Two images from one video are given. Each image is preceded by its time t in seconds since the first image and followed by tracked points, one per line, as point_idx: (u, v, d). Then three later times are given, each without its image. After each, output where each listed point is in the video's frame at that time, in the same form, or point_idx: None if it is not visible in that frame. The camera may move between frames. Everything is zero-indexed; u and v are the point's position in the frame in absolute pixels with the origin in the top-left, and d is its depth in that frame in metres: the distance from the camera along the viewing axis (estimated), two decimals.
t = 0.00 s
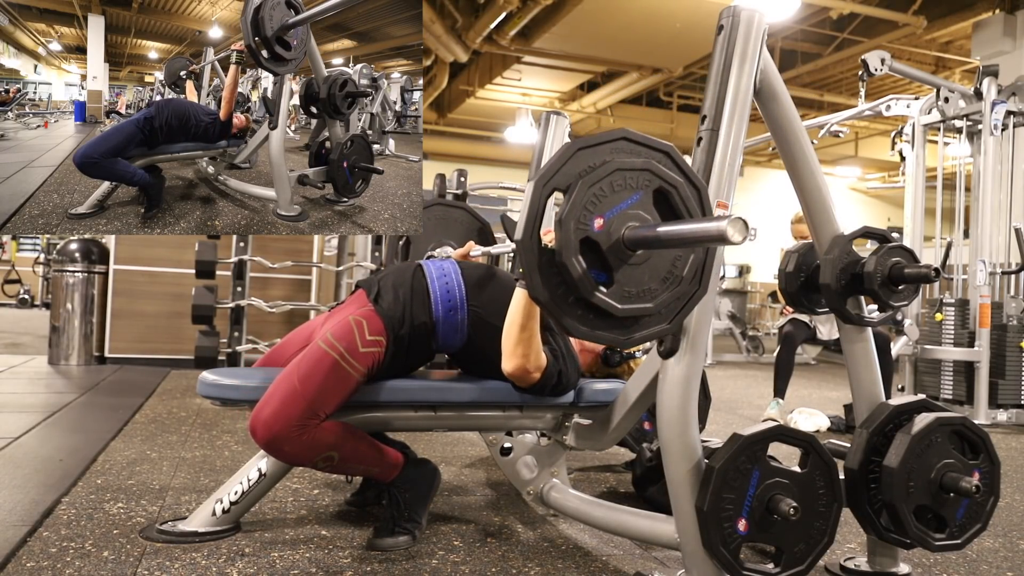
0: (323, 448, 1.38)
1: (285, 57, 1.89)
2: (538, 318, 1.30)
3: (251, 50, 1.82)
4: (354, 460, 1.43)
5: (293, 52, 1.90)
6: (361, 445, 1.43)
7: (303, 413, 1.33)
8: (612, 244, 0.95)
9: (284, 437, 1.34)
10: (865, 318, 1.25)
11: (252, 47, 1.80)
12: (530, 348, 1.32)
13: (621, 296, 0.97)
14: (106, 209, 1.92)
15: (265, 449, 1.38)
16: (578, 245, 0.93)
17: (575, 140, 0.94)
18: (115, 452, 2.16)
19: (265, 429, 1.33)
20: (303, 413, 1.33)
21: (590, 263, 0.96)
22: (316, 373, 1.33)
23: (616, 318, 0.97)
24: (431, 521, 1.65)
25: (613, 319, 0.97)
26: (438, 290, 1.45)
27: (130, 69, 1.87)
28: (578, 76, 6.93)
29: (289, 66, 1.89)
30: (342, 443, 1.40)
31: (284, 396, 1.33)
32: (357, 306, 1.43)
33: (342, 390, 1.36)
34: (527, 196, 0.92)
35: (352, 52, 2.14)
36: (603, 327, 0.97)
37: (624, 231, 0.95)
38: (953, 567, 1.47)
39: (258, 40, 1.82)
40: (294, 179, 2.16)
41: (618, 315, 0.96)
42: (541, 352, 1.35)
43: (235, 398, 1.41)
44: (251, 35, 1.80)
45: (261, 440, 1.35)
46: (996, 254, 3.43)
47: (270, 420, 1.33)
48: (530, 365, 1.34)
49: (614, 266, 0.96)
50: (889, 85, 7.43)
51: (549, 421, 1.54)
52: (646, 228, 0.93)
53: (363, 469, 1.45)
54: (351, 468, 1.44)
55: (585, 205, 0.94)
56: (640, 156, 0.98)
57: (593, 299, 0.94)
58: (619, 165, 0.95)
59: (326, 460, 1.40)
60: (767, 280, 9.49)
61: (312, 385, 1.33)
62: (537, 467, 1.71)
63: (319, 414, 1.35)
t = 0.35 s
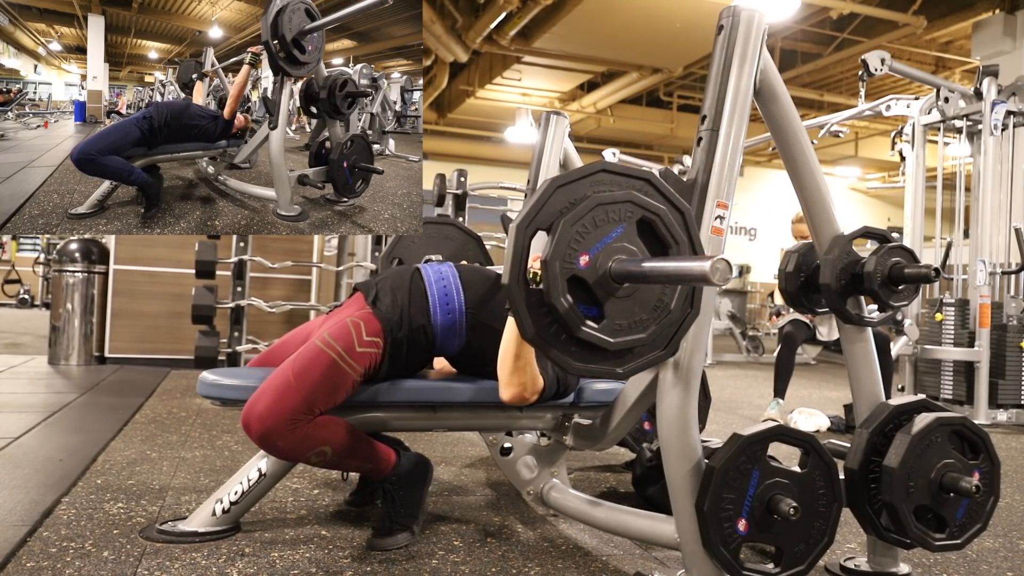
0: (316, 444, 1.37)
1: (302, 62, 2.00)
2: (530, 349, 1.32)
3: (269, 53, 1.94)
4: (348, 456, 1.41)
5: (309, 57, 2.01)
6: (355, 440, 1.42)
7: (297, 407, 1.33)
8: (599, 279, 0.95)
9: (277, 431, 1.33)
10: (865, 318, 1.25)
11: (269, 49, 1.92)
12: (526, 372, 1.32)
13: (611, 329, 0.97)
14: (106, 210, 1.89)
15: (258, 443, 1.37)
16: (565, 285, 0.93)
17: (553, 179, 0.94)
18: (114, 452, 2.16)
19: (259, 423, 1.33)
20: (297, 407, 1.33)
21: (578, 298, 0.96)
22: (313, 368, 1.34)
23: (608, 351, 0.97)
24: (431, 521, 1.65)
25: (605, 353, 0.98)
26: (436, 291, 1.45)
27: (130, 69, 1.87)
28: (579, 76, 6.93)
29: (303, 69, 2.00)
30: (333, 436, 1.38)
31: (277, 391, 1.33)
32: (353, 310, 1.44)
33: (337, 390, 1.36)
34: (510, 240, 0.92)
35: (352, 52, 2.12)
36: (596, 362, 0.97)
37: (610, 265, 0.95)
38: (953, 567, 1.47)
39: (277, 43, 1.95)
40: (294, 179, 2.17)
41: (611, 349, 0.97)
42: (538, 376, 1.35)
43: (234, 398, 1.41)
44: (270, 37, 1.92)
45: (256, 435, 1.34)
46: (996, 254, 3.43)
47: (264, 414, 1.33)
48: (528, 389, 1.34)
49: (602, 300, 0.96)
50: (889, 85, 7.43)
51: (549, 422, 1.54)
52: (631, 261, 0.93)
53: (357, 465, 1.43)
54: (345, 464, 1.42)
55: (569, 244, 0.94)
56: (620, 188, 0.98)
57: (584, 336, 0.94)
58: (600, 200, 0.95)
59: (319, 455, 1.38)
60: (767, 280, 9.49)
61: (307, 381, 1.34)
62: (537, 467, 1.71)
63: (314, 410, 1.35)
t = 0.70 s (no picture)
0: (312, 438, 1.36)
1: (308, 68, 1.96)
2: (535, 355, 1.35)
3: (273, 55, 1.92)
4: (344, 452, 1.39)
5: (314, 63, 1.97)
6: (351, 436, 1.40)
7: (294, 400, 1.33)
8: (599, 280, 0.95)
9: (273, 424, 1.33)
10: (865, 318, 1.25)
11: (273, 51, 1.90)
12: (536, 377, 1.34)
13: (613, 330, 0.97)
14: (106, 209, 1.91)
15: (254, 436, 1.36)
16: (565, 289, 0.93)
17: (547, 184, 0.94)
18: (114, 452, 2.16)
19: (255, 415, 1.33)
20: (295, 401, 1.33)
21: (579, 300, 0.96)
22: (312, 363, 1.34)
23: (612, 352, 0.97)
24: (431, 521, 1.65)
25: (609, 354, 0.98)
26: (436, 294, 1.45)
27: (130, 69, 1.87)
28: (579, 76, 6.93)
29: (308, 74, 1.95)
30: (330, 432, 1.37)
31: (274, 385, 1.33)
32: (350, 308, 1.43)
33: (335, 385, 1.35)
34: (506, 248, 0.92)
35: (351, 52, 2.13)
36: (600, 363, 0.97)
37: (609, 266, 0.95)
38: (954, 567, 1.47)
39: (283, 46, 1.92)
40: (294, 179, 2.16)
41: (614, 350, 0.97)
42: (547, 377, 1.36)
43: (234, 398, 1.41)
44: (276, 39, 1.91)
45: (251, 427, 1.34)
46: (996, 254, 3.43)
47: (260, 405, 1.32)
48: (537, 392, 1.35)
49: (603, 302, 0.96)
50: (889, 85, 7.43)
51: (549, 422, 1.54)
52: (630, 262, 0.93)
53: (353, 462, 1.41)
54: (340, 460, 1.40)
55: (566, 248, 0.93)
56: (615, 187, 0.98)
57: (587, 339, 0.94)
58: (594, 202, 0.95)
59: (314, 450, 1.37)
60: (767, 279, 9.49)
61: (305, 374, 1.33)
62: (537, 467, 1.71)
63: (311, 404, 1.35)
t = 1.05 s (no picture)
0: (310, 433, 1.34)
1: (303, 79, 1.99)
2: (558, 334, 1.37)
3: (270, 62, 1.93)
4: (342, 449, 1.38)
5: (309, 75, 1.99)
6: (349, 432, 1.38)
7: (294, 393, 1.32)
8: (612, 258, 0.95)
9: (272, 416, 1.31)
10: (865, 318, 1.25)
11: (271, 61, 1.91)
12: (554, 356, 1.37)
13: (631, 306, 0.98)
14: (106, 210, 1.91)
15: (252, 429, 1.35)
16: (580, 271, 0.94)
17: (551, 167, 0.94)
18: (115, 452, 2.16)
19: (255, 407, 1.32)
20: (295, 394, 1.32)
21: (593, 280, 0.97)
22: (313, 359, 1.33)
23: (632, 328, 0.98)
24: (430, 521, 1.65)
25: (629, 329, 0.98)
26: (438, 295, 1.45)
27: (130, 69, 1.87)
28: (579, 76, 6.93)
29: (303, 87, 1.99)
30: (329, 428, 1.36)
31: (273, 378, 1.32)
32: (352, 308, 1.43)
33: (336, 380, 1.35)
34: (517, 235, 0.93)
35: (352, 52, 2.12)
36: (622, 339, 0.98)
37: (621, 242, 0.95)
38: (954, 567, 1.47)
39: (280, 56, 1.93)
40: (294, 179, 2.16)
41: (634, 325, 0.98)
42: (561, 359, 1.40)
43: (234, 399, 1.41)
44: (274, 49, 1.91)
45: (249, 420, 1.33)
46: (996, 254, 3.43)
47: (260, 397, 1.31)
48: (555, 376, 1.40)
49: (619, 280, 0.97)
50: (889, 85, 7.43)
51: (549, 422, 1.54)
52: (642, 238, 0.93)
53: (350, 460, 1.40)
54: (338, 457, 1.39)
55: (577, 229, 0.94)
56: (619, 163, 0.98)
57: (606, 318, 0.95)
58: (600, 181, 0.95)
59: (311, 446, 1.36)
60: (767, 280, 9.49)
61: (306, 369, 1.33)
62: (537, 466, 1.71)
63: (311, 399, 1.34)
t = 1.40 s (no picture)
0: (311, 434, 1.34)
1: (303, 78, 1.98)
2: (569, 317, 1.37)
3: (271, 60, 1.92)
4: (342, 450, 1.38)
5: (309, 75, 1.99)
6: (349, 433, 1.38)
7: (294, 394, 1.32)
8: (621, 240, 0.96)
9: (273, 417, 1.31)
10: (865, 318, 1.25)
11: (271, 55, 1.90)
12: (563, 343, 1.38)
13: (644, 287, 0.99)
14: (107, 209, 1.94)
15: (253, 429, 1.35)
16: (592, 257, 0.95)
17: (554, 154, 0.94)
18: (114, 452, 2.16)
19: (256, 408, 1.32)
20: (295, 394, 1.32)
21: (605, 263, 0.98)
22: (314, 360, 1.33)
23: (646, 307, 0.99)
24: (430, 521, 1.65)
25: (644, 309, 1.00)
26: (440, 297, 1.46)
27: (130, 68, 1.91)
28: (578, 76, 6.93)
29: (303, 86, 1.98)
30: (329, 428, 1.36)
31: (273, 378, 1.32)
32: (353, 308, 1.43)
33: (336, 381, 1.35)
34: (526, 226, 0.94)
35: (351, 52, 2.15)
36: (638, 319, 0.99)
37: (630, 223, 0.96)
38: (954, 567, 1.47)
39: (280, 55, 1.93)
40: (294, 179, 2.16)
41: (648, 305, 0.99)
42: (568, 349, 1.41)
43: (235, 398, 1.41)
44: (274, 44, 1.90)
45: (250, 421, 1.33)
46: (996, 254, 3.43)
47: (261, 398, 1.31)
48: (564, 362, 1.40)
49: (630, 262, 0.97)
50: (889, 85, 7.43)
51: (549, 421, 1.54)
52: (650, 218, 0.94)
53: (350, 461, 1.40)
54: (338, 458, 1.39)
55: (585, 215, 0.95)
56: (622, 144, 0.98)
57: (621, 301, 0.96)
58: (604, 164, 0.96)
59: (312, 447, 1.36)
60: (767, 280, 9.49)
61: (306, 369, 1.33)
62: (537, 466, 1.71)
63: (311, 400, 1.33)
